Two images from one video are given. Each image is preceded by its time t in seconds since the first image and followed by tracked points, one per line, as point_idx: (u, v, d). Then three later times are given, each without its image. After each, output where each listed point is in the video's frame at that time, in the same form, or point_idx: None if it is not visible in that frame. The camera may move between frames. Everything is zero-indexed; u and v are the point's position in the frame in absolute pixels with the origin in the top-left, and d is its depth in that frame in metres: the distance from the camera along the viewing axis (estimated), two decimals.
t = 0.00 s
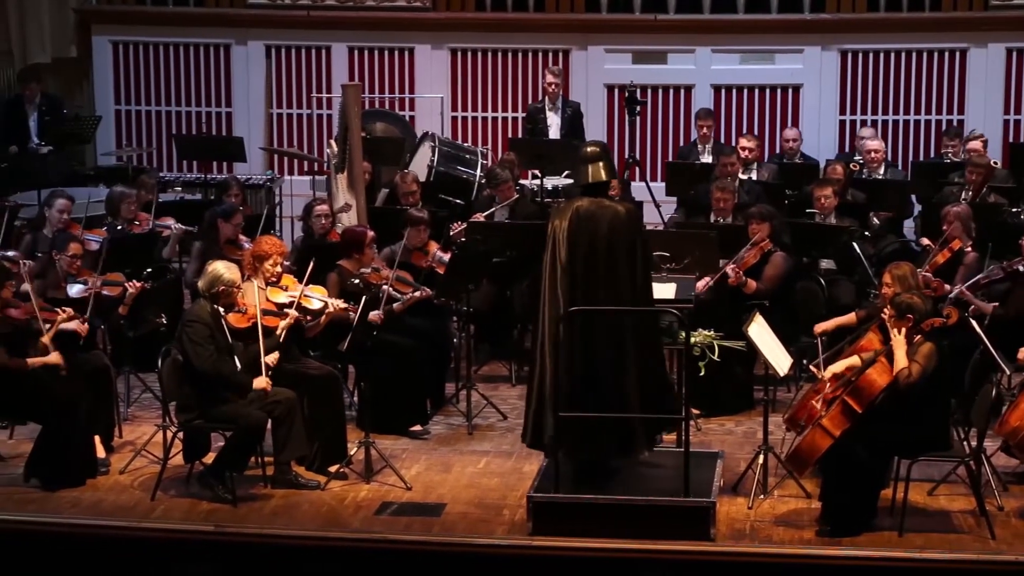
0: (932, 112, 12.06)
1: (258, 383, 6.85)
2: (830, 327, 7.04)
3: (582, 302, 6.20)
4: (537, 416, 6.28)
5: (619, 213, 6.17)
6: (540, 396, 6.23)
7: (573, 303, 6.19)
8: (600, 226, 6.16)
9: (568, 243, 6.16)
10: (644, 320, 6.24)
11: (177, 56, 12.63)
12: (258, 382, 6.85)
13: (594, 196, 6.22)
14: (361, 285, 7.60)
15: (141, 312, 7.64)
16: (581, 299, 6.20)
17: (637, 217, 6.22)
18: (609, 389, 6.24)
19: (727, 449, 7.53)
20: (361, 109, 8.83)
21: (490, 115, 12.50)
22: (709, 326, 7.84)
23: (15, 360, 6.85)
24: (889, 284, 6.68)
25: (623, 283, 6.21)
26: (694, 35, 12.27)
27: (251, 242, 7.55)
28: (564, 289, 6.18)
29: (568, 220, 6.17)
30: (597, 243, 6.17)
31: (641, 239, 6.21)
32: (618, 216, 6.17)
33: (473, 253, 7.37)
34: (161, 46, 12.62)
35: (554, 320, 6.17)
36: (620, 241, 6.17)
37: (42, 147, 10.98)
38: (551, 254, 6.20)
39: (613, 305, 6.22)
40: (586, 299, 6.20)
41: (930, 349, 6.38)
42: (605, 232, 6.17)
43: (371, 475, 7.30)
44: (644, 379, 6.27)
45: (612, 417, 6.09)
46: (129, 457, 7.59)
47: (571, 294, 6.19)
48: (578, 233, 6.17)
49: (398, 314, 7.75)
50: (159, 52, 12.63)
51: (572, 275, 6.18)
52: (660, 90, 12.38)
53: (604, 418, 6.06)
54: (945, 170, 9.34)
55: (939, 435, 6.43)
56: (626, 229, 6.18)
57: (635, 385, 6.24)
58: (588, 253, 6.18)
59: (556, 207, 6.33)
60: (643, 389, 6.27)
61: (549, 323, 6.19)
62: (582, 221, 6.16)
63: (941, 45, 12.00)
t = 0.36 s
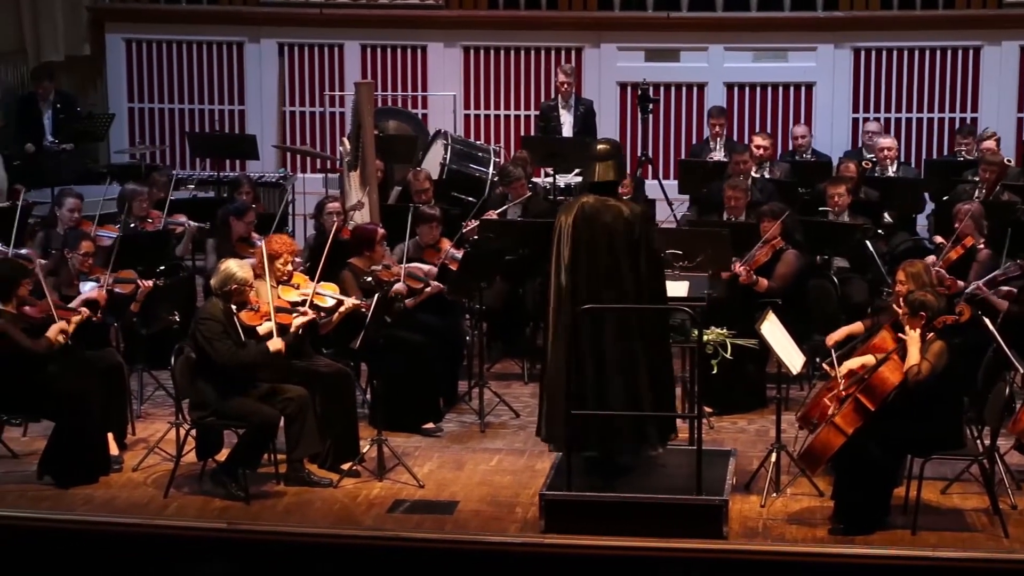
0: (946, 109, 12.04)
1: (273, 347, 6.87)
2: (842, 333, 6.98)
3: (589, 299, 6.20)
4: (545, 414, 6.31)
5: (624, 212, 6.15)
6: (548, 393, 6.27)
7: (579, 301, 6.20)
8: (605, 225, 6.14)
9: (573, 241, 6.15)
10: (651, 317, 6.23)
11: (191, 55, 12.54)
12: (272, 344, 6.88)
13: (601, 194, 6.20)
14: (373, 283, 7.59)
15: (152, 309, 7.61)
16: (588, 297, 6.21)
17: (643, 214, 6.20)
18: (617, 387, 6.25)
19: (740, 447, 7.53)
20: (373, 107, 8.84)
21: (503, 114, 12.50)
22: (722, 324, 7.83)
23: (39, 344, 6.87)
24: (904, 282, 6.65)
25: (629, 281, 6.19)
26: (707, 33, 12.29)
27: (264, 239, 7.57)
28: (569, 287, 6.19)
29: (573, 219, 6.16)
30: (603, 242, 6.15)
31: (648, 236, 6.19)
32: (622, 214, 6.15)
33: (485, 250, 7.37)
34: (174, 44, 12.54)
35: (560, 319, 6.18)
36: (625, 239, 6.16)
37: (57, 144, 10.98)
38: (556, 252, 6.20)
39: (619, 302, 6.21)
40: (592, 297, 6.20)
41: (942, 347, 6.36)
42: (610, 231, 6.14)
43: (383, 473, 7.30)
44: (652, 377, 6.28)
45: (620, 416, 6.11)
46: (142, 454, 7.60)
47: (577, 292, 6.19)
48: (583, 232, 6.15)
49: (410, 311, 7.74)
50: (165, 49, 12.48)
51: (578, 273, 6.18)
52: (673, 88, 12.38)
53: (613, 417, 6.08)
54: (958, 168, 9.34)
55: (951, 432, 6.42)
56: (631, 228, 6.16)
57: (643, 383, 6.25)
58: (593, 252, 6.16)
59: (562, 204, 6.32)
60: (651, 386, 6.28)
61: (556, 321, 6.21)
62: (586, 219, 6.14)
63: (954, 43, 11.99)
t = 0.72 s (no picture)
0: (963, 107, 12.00)
1: (285, 372, 6.92)
2: (857, 324, 6.97)
3: (599, 294, 6.22)
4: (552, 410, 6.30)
5: (633, 204, 6.20)
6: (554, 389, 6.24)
7: (590, 295, 6.22)
8: (615, 218, 6.18)
9: (583, 234, 6.19)
10: (662, 314, 6.22)
11: (208, 53, 12.67)
12: (281, 371, 6.91)
13: (609, 184, 6.26)
14: (389, 280, 7.59)
15: (168, 306, 7.69)
16: (597, 291, 6.23)
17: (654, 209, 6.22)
18: (626, 384, 6.24)
19: (756, 445, 7.53)
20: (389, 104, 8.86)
21: (518, 111, 12.50)
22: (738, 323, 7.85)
23: (44, 356, 6.84)
24: (920, 280, 6.61)
25: (638, 276, 6.22)
26: (722, 31, 12.26)
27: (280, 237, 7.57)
28: (579, 281, 6.21)
29: (583, 212, 6.20)
30: (612, 235, 6.19)
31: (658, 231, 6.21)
32: (631, 207, 6.19)
33: (502, 246, 7.38)
34: (191, 41, 12.66)
35: (570, 312, 6.19)
36: (635, 232, 6.18)
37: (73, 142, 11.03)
38: (567, 246, 6.24)
39: (630, 297, 6.22)
40: (603, 291, 6.22)
41: (959, 345, 6.33)
42: (620, 224, 6.18)
43: (399, 471, 7.31)
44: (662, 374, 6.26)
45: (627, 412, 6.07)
46: (158, 451, 7.61)
47: (587, 287, 6.22)
48: (592, 225, 6.19)
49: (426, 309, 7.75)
50: (188, 46, 12.67)
51: (588, 267, 6.21)
52: (689, 85, 12.36)
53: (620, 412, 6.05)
54: (975, 166, 9.32)
55: (968, 431, 6.42)
56: (641, 221, 6.19)
57: (652, 379, 6.24)
58: (603, 245, 6.20)
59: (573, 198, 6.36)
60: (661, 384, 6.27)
61: (565, 316, 6.22)
62: (595, 212, 6.19)
63: (970, 40, 11.95)
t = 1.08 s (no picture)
0: (981, 106, 11.99)
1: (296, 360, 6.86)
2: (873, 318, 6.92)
3: (615, 291, 6.23)
4: (564, 404, 6.34)
5: (651, 202, 6.20)
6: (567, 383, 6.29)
7: (603, 291, 6.23)
8: (632, 215, 6.19)
9: (600, 231, 6.19)
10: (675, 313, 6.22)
11: (225, 52, 12.69)
12: (297, 358, 6.85)
13: (631, 183, 6.24)
14: (405, 279, 7.59)
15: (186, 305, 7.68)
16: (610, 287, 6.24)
17: (672, 207, 6.23)
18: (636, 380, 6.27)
19: (773, 444, 7.52)
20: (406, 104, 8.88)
21: (535, 110, 12.51)
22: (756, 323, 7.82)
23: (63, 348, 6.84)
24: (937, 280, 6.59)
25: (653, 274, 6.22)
26: (740, 29, 12.25)
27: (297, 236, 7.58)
28: (595, 277, 6.22)
29: (600, 209, 6.20)
30: (630, 232, 6.20)
31: (675, 230, 6.21)
32: (649, 205, 6.20)
33: (518, 246, 7.38)
34: (209, 40, 12.68)
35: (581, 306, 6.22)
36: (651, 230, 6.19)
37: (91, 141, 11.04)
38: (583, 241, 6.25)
39: (645, 295, 6.23)
40: (617, 287, 6.23)
41: (972, 346, 6.30)
42: (637, 222, 6.19)
43: (416, 469, 7.31)
44: (675, 374, 6.26)
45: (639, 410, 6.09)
46: (176, 449, 7.63)
47: (603, 283, 6.22)
48: (609, 222, 6.19)
49: (442, 308, 7.75)
50: (205, 46, 12.69)
51: (605, 263, 6.22)
52: (706, 84, 12.35)
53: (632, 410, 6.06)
54: (993, 164, 9.30)
55: (983, 431, 6.39)
56: (659, 219, 6.20)
57: (661, 377, 6.26)
58: (620, 242, 6.21)
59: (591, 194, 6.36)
60: (675, 383, 6.28)
61: (579, 311, 6.24)
62: (613, 210, 6.19)
63: (989, 39, 11.92)
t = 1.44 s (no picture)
0: (1002, 105, 11.95)
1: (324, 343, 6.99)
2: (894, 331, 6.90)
3: (640, 291, 6.23)
4: (585, 399, 6.39)
5: (676, 203, 6.18)
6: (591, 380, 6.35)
7: (626, 289, 6.24)
8: (657, 216, 6.18)
9: (624, 231, 6.20)
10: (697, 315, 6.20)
11: (245, 51, 12.71)
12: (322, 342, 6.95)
13: (654, 184, 6.23)
14: (424, 279, 7.57)
15: (206, 305, 7.71)
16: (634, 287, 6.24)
17: (697, 208, 6.20)
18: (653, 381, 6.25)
19: (793, 445, 7.51)
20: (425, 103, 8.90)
21: (555, 110, 12.51)
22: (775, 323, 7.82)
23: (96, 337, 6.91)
24: (957, 279, 6.56)
25: (677, 275, 6.21)
26: (760, 30, 12.24)
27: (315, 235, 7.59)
28: (620, 276, 6.23)
29: (625, 209, 6.20)
30: (654, 232, 6.19)
31: (700, 230, 6.19)
32: (675, 206, 6.17)
33: (536, 246, 7.38)
34: (228, 40, 12.71)
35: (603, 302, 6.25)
36: (676, 231, 6.17)
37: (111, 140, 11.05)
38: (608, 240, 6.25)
39: (669, 296, 6.22)
40: (640, 287, 6.23)
41: (996, 345, 6.30)
42: (662, 223, 6.18)
43: (435, 469, 7.32)
44: (698, 375, 6.24)
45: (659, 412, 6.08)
46: (196, 448, 7.64)
47: (628, 282, 6.23)
48: (634, 222, 6.19)
49: (460, 307, 7.75)
50: (225, 46, 12.73)
51: (630, 263, 6.22)
52: (725, 84, 12.34)
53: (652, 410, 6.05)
54: (1013, 164, 9.28)
55: (997, 429, 6.35)
56: (684, 219, 6.18)
57: (679, 379, 6.23)
58: (645, 243, 6.21)
59: (617, 194, 6.35)
60: (697, 385, 6.25)
61: (604, 309, 6.27)
62: (639, 210, 6.19)
63: (1011, 38, 11.89)
